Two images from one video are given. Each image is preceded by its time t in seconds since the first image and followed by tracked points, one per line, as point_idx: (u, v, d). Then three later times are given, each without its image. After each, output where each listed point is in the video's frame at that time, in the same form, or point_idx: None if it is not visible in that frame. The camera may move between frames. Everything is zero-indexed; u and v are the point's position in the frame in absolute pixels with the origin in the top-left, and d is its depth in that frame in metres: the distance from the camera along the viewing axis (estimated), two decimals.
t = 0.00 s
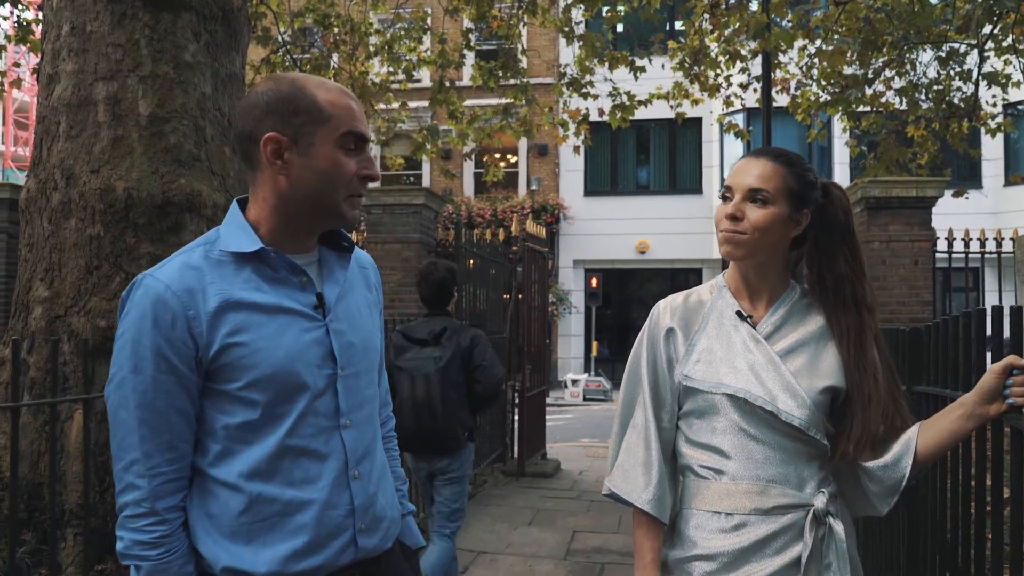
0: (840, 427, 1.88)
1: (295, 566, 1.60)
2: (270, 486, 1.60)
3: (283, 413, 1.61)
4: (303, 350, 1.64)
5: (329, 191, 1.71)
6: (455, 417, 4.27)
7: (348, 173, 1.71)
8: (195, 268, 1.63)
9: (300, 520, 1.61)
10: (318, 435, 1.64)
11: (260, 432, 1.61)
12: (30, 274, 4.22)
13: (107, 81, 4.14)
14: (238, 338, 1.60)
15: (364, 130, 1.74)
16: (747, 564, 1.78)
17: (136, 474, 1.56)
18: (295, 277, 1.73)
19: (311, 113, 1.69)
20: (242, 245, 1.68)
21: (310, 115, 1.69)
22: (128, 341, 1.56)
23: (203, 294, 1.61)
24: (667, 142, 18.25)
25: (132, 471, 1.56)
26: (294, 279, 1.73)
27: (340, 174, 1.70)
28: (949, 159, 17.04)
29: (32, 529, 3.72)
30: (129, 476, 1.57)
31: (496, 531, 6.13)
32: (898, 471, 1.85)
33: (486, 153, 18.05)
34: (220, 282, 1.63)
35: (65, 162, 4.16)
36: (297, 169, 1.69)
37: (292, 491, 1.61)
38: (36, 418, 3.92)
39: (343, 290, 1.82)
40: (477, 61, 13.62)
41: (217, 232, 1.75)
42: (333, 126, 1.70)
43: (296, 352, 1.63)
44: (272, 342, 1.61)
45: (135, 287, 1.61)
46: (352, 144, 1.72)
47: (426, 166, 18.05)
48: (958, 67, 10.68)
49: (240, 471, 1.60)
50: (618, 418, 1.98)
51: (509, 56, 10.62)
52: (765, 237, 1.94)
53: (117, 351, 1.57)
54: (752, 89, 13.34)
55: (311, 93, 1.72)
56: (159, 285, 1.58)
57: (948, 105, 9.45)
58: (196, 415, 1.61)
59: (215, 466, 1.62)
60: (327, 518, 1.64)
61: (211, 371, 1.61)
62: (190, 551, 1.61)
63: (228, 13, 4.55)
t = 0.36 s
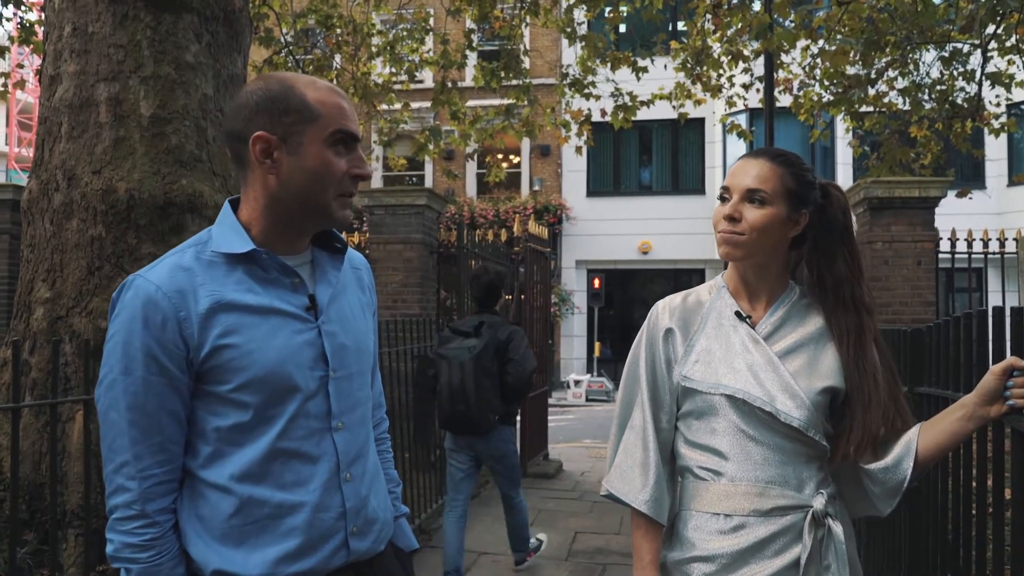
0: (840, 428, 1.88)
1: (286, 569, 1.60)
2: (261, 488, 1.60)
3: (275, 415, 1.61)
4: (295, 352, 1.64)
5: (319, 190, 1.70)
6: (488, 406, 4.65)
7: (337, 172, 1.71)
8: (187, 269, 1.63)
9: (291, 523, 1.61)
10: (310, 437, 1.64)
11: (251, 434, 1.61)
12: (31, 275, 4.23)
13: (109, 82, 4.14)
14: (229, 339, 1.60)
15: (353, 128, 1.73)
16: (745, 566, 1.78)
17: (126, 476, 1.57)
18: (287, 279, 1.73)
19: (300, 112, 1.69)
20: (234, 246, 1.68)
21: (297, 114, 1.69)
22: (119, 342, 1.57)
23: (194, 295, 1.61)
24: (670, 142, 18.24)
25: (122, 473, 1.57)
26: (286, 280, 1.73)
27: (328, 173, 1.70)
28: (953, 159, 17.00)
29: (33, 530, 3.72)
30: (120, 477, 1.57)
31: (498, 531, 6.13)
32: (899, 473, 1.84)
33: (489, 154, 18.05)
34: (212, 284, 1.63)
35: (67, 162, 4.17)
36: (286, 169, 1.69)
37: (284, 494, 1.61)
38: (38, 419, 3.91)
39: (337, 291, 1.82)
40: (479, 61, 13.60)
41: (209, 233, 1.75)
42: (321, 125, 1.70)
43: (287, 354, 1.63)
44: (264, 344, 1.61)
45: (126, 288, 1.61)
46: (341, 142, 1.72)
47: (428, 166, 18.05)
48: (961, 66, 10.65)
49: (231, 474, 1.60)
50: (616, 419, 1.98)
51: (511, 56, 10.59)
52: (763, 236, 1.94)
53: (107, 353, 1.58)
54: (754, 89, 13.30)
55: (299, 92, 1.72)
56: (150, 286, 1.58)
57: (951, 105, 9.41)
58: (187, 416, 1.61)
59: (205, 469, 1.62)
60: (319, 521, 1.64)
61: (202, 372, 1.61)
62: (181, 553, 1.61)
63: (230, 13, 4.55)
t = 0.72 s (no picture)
0: (844, 430, 1.88)
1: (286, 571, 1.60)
2: (261, 490, 1.61)
3: (275, 417, 1.61)
4: (296, 353, 1.64)
5: (316, 189, 1.70)
6: (537, 390, 5.34)
7: (334, 171, 1.70)
8: (187, 271, 1.64)
9: (291, 525, 1.61)
10: (310, 439, 1.64)
11: (252, 436, 1.61)
12: (36, 275, 4.23)
13: (114, 84, 4.15)
14: (229, 341, 1.60)
15: (350, 127, 1.73)
16: (749, 568, 1.78)
17: (128, 477, 1.58)
18: (288, 280, 1.74)
19: (295, 112, 1.70)
20: (235, 248, 1.69)
21: (293, 113, 1.69)
22: (121, 344, 1.58)
23: (194, 297, 1.62)
24: (673, 143, 18.26)
25: (124, 474, 1.58)
26: (287, 282, 1.73)
27: (325, 172, 1.69)
28: (957, 160, 16.96)
29: (38, 530, 3.74)
30: (121, 479, 1.58)
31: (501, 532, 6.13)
32: (903, 475, 1.85)
33: (492, 155, 18.06)
34: (212, 286, 1.64)
35: (71, 163, 4.18)
36: (282, 168, 1.70)
37: (284, 496, 1.62)
38: (43, 419, 3.91)
39: (339, 292, 1.82)
40: (483, 62, 13.59)
41: (211, 235, 1.76)
42: (317, 123, 1.70)
43: (287, 355, 1.63)
44: (264, 345, 1.61)
45: (127, 290, 1.62)
46: (338, 140, 1.72)
47: (431, 167, 18.07)
48: (965, 67, 10.61)
49: (232, 476, 1.60)
50: (619, 421, 1.99)
51: (514, 57, 10.57)
52: (766, 238, 1.94)
53: (109, 355, 1.59)
54: (758, 89, 13.23)
55: (296, 92, 1.73)
56: (150, 288, 1.59)
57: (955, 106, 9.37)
58: (188, 418, 1.62)
59: (206, 471, 1.63)
60: (319, 523, 1.64)
61: (203, 374, 1.61)
62: (182, 555, 1.62)
63: (234, 14, 4.55)
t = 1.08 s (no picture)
0: (849, 432, 1.88)
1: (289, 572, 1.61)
2: (263, 492, 1.61)
3: (277, 418, 1.61)
4: (298, 354, 1.64)
5: (312, 190, 1.70)
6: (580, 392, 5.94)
7: (331, 170, 1.70)
8: (190, 272, 1.64)
9: (292, 527, 1.62)
10: (312, 440, 1.64)
11: (254, 436, 1.61)
12: (41, 276, 4.24)
13: (117, 84, 4.16)
14: (230, 342, 1.60)
15: (347, 125, 1.73)
16: (753, 569, 1.78)
17: (131, 478, 1.58)
18: (291, 281, 1.74)
19: (291, 111, 1.70)
20: (239, 250, 1.70)
21: (289, 113, 1.70)
22: (123, 347, 1.59)
23: (196, 298, 1.62)
24: (675, 143, 18.29)
25: (127, 474, 1.58)
26: (290, 283, 1.73)
27: (322, 171, 1.69)
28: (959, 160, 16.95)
29: (44, 530, 3.75)
30: (124, 480, 1.59)
31: (504, 532, 6.15)
32: (908, 476, 1.85)
33: (494, 155, 18.07)
34: (214, 288, 1.64)
35: (76, 164, 4.19)
36: (279, 169, 1.70)
37: (285, 498, 1.62)
38: (48, 420, 3.92)
39: (342, 293, 1.82)
40: (485, 62, 13.59)
41: (214, 237, 1.77)
42: (312, 121, 1.70)
43: (289, 356, 1.63)
44: (265, 347, 1.61)
45: (129, 292, 1.62)
46: (333, 138, 1.71)
47: (433, 167, 18.07)
48: (966, 67, 10.59)
49: (234, 477, 1.61)
50: (624, 422, 2.00)
51: (517, 57, 10.55)
52: (771, 239, 1.94)
53: (113, 357, 1.59)
54: (761, 89, 13.21)
55: (292, 92, 1.73)
56: (153, 290, 1.60)
57: (958, 105, 9.35)
58: (192, 419, 1.63)
59: (208, 471, 1.63)
60: (320, 525, 1.64)
61: (205, 375, 1.62)
62: (185, 555, 1.63)
63: (237, 15, 4.56)
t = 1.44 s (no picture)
0: (855, 432, 1.89)
1: (297, 570, 1.61)
2: (272, 489, 1.62)
3: (286, 416, 1.62)
4: (306, 352, 1.65)
5: (319, 187, 1.70)
6: (598, 381, 6.25)
7: (338, 167, 1.70)
8: (199, 271, 1.65)
9: (300, 525, 1.62)
10: (321, 438, 1.65)
11: (263, 434, 1.62)
12: (45, 276, 4.25)
13: (122, 85, 4.16)
14: (240, 340, 1.61)
15: (353, 123, 1.73)
16: (759, 568, 1.78)
17: (141, 476, 1.59)
18: (299, 280, 1.74)
19: (298, 109, 1.71)
20: (247, 248, 1.70)
21: (296, 111, 1.71)
22: (133, 345, 1.59)
23: (205, 297, 1.63)
24: (677, 142, 18.27)
25: (137, 473, 1.59)
26: (298, 281, 1.74)
27: (328, 169, 1.69)
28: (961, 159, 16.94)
29: (48, 529, 3.75)
30: (134, 478, 1.59)
31: (507, 532, 6.15)
32: (913, 476, 1.85)
33: (496, 154, 18.07)
34: (223, 286, 1.65)
35: (80, 165, 4.19)
36: (286, 166, 1.70)
37: (294, 495, 1.63)
38: (52, 419, 3.93)
39: (350, 292, 1.82)
40: (488, 61, 13.55)
41: (223, 236, 1.77)
42: (319, 119, 1.70)
43: (298, 354, 1.63)
44: (274, 345, 1.62)
45: (139, 291, 1.63)
46: (339, 136, 1.72)
47: (435, 167, 18.08)
48: (969, 67, 10.56)
49: (243, 475, 1.61)
50: (631, 421, 2.00)
51: (519, 57, 10.53)
52: (776, 239, 1.95)
53: (123, 356, 1.60)
54: (763, 89, 13.18)
55: (300, 91, 1.74)
56: (162, 289, 1.61)
57: (961, 105, 9.33)
58: (200, 418, 1.63)
59: (217, 469, 1.63)
60: (329, 523, 1.65)
61: (215, 373, 1.62)
62: (194, 554, 1.63)
63: (240, 16, 4.56)
